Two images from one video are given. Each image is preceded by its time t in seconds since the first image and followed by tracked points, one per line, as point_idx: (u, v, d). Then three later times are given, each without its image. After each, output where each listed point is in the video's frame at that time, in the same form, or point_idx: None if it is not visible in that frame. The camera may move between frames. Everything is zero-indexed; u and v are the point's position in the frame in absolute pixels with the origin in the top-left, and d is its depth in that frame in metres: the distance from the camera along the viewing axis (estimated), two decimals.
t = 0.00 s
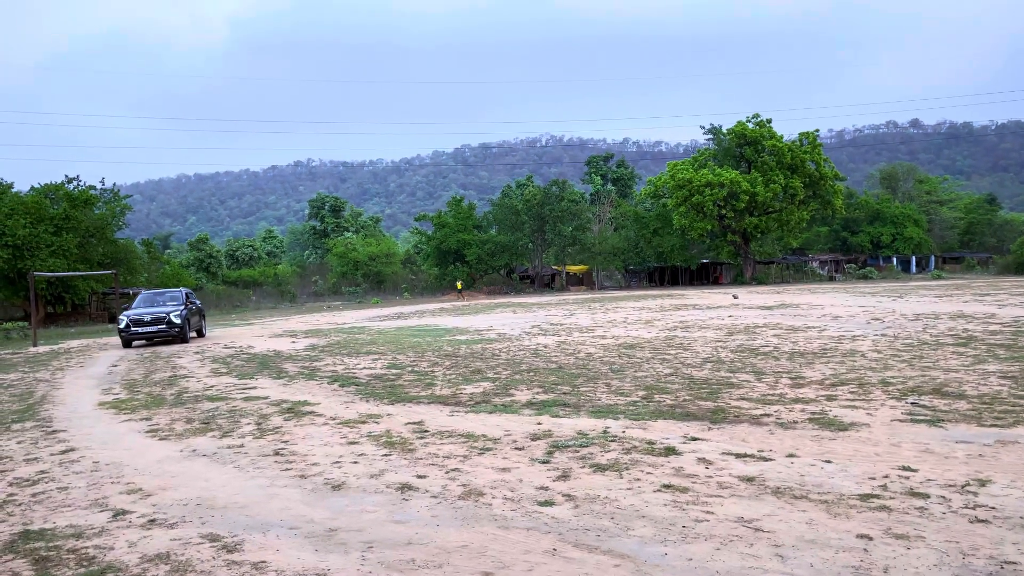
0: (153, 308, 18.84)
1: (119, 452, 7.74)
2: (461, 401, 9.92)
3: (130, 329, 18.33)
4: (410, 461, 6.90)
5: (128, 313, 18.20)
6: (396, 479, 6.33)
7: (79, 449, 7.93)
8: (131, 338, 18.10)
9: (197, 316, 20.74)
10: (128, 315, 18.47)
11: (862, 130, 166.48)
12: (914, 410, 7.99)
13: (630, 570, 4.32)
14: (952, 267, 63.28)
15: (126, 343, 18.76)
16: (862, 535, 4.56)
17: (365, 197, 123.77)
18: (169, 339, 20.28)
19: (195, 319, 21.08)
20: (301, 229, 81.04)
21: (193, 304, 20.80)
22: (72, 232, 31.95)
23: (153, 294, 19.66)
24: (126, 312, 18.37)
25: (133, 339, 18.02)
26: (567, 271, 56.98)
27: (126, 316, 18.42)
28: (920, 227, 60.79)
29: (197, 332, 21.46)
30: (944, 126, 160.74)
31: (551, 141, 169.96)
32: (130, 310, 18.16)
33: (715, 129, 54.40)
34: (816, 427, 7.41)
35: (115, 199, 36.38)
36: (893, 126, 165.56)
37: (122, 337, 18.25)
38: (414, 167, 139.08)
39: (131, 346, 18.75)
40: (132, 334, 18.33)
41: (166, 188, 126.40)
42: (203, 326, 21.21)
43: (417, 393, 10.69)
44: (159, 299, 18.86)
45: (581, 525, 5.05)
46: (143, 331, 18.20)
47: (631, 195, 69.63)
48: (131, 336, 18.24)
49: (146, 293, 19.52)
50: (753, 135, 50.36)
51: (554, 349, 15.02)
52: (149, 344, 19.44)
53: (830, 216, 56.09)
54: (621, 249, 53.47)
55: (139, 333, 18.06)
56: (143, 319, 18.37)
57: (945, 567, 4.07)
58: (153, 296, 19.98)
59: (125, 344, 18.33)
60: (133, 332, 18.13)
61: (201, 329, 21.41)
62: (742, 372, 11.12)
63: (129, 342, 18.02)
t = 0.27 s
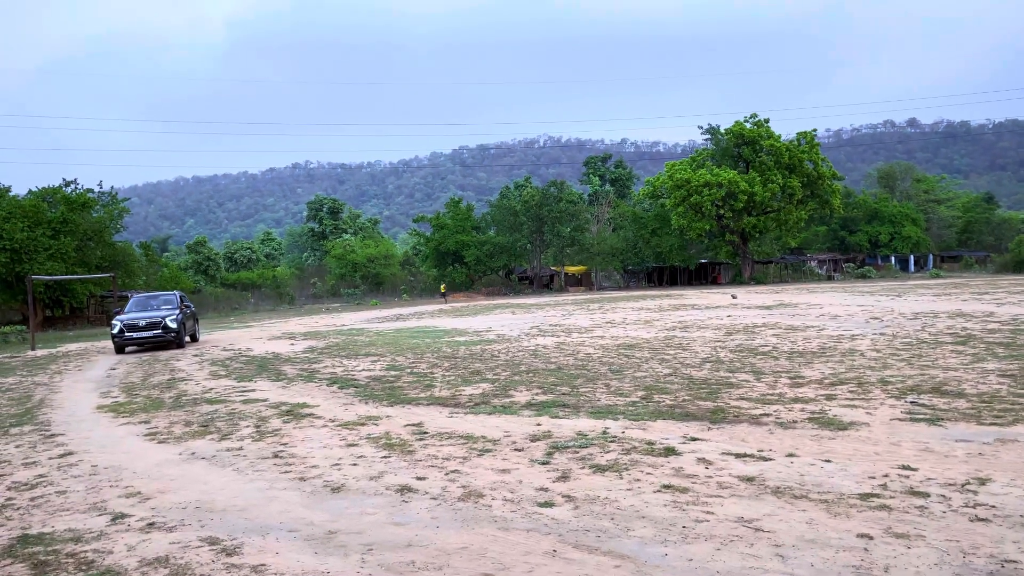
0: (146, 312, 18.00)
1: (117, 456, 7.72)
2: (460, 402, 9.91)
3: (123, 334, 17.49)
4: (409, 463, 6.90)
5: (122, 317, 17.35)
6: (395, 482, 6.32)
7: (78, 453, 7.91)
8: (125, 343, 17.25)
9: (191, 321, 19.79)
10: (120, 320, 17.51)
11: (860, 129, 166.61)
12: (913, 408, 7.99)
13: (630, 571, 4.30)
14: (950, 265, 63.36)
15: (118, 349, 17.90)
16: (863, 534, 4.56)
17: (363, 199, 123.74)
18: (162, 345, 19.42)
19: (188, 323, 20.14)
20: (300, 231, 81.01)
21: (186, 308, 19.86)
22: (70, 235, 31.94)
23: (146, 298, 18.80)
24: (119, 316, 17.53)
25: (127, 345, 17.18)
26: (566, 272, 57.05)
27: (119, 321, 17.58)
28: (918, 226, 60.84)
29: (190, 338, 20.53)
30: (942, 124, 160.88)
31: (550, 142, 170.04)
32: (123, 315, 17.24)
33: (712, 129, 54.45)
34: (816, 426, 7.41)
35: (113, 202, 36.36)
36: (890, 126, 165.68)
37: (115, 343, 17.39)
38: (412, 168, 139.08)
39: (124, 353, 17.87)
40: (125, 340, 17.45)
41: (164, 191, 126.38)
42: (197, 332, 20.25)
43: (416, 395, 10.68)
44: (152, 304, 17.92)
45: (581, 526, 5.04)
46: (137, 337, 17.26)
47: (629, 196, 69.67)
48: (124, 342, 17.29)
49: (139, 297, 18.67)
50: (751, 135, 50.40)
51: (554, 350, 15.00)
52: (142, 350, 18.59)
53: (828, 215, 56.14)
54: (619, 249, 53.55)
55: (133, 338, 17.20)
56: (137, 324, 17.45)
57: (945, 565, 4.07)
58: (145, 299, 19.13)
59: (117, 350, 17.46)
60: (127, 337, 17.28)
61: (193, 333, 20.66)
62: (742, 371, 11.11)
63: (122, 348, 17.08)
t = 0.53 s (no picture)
0: (145, 315, 17.32)
1: (120, 459, 7.73)
2: (463, 404, 9.91)
3: (121, 338, 16.79)
4: (412, 464, 6.90)
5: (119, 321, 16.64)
6: (398, 483, 6.33)
7: (80, 456, 7.92)
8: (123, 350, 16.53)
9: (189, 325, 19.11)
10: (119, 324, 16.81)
11: (862, 128, 166.36)
12: (916, 407, 7.98)
13: (633, 571, 4.30)
14: (953, 264, 63.23)
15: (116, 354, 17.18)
16: (865, 533, 4.55)
17: (365, 200, 123.91)
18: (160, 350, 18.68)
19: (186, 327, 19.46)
20: (302, 233, 81.08)
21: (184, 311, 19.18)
22: (72, 238, 32.02)
23: (143, 300, 18.10)
24: (116, 321, 16.82)
25: (126, 350, 16.47)
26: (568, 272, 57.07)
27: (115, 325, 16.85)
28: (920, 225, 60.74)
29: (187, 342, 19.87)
30: (944, 123, 160.54)
31: (551, 143, 170.15)
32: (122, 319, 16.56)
33: (714, 129, 54.40)
34: (819, 425, 7.40)
35: (115, 205, 36.44)
36: (892, 124, 165.45)
37: (113, 348, 16.68)
38: (413, 170, 139.20)
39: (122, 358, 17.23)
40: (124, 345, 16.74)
41: (165, 194, 126.67)
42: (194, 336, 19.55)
43: (418, 396, 10.68)
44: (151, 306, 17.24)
45: (584, 526, 5.04)
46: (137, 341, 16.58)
47: (631, 196, 69.65)
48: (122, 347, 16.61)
49: (136, 299, 17.94)
50: (752, 134, 50.35)
51: (556, 351, 14.99)
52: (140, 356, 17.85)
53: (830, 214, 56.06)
54: (621, 249, 53.55)
55: (132, 343, 16.49)
56: (136, 328, 16.77)
57: (948, 564, 4.06)
58: (142, 302, 18.39)
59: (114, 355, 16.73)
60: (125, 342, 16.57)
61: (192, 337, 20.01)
62: (744, 371, 11.09)
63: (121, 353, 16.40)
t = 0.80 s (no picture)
0: (152, 317, 17.00)
1: (132, 459, 7.78)
2: (472, 403, 9.92)
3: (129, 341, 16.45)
4: (421, 463, 6.92)
5: (127, 324, 16.31)
6: (407, 482, 6.34)
7: (92, 456, 7.98)
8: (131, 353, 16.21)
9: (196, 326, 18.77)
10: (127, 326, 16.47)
11: (872, 125, 165.38)
12: (927, 405, 7.93)
13: (641, 570, 4.30)
14: (965, 261, 62.79)
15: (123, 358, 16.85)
16: (875, 531, 4.53)
17: (374, 200, 124.29)
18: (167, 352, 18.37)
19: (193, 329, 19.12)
20: (311, 233, 81.35)
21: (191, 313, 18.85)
22: (83, 239, 32.17)
23: (149, 301, 17.75)
24: (124, 323, 16.49)
25: (134, 354, 16.16)
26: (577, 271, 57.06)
27: (123, 327, 16.52)
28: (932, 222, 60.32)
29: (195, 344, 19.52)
30: (956, 119, 159.36)
31: (560, 142, 170.12)
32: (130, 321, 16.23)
33: (723, 127, 54.18)
34: (828, 424, 7.37)
35: (126, 206, 36.70)
36: (903, 121, 164.38)
37: (120, 351, 16.35)
38: (422, 170, 139.45)
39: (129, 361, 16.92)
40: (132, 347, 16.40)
41: (176, 196, 127.42)
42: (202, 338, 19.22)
43: (427, 396, 10.71)
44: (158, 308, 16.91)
45: (592, 526, 5.04)
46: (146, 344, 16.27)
47: (640, 194, 69.51)
48: (130, 350, 16.29)
49: (142, 300, 17.61)
50: (762, 132, 50.13)
51: (565, 350, 14.98)
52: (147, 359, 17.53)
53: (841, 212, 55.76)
54: (630, 248, 53.45)
55: (140, 346, 16.17)
56: (145, 330, 16.44)
57: (958, 562, 4.04)
58: (149, 303, 18.04)
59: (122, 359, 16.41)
60: (133, 345, 16.25)
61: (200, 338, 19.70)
62: (754, 370, 11.05)
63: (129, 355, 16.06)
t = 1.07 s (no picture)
0: (170, 316, 16.75)
1: (153, 454, 7.90)
2: (488, 400, 9.96)
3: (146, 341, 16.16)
4: (438, 459, 6.97)
5: (145, 323, 16.06)
6: (424, 478, 6.39)
7: (115, 452, 8.11)
8: (149, 352, 15.94)
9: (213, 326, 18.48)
10: (144, 324, 16.19)
11: (893, 121, 163.45)
12: (946, 403, 7.87)
13: (658, 568, 4.29)
14: (987, 257, 61.92)
15: (140, 358, 16.56)
16: (892, 529, 4.50)
17: (391, 198, 124.84)
18: (184, 353, 18.09)
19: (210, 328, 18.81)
20: (329, 232, 81.79)
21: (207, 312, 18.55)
22: (105, 238, 32.59)
23: (166, 300, 17.50)
24: (141, 322, 16.20)
25: (153, 353, 15.87)
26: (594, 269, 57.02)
27: (141, 326, 16.26)
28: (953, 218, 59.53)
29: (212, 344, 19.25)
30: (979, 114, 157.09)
31: (577, 140, 169.77)
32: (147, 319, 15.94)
33: (741, 123, 53.75)
34: (847, 421, 7.32)
35: (147, 205, 37.18)
36: (924, 116, 162.25)
37: (138, 351, 16.05)
38: (439, 168, 139.77)
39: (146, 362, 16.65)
40: (150, 347, 16.11)
41: (196, 195, 128.73)
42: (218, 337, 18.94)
43: (445, 393, 10.76)
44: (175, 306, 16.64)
45: (609, 522, 5.05)
46: (164, 343, 15.99)
47: (657, 191, 69.18)
48: (148, 350, 16.00)
49: (159, 299, 17.35)
50: (780, 128, 49.70)
51: (582, 347, 14.97)
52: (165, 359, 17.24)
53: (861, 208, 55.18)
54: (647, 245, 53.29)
55: (159, 346, 15.91)
56: (162, 329, 16.16)
57: (976, 560, 4.01)
58: (164, 302, 17.78)
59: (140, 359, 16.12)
60: (151, 344, 15.96)
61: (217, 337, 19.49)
62: (772, 367, 10.99)
63: (148, 354, 15.80)
